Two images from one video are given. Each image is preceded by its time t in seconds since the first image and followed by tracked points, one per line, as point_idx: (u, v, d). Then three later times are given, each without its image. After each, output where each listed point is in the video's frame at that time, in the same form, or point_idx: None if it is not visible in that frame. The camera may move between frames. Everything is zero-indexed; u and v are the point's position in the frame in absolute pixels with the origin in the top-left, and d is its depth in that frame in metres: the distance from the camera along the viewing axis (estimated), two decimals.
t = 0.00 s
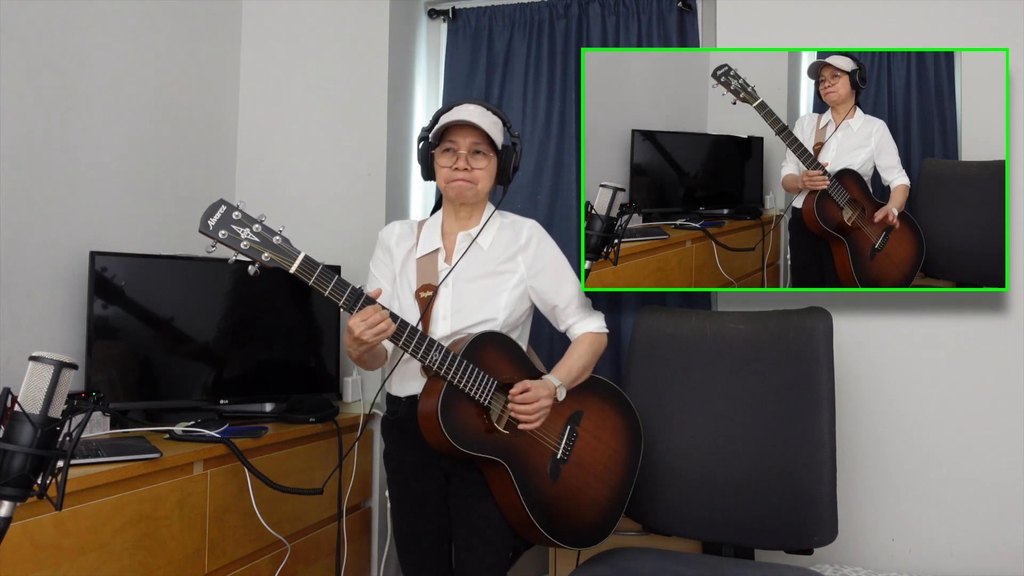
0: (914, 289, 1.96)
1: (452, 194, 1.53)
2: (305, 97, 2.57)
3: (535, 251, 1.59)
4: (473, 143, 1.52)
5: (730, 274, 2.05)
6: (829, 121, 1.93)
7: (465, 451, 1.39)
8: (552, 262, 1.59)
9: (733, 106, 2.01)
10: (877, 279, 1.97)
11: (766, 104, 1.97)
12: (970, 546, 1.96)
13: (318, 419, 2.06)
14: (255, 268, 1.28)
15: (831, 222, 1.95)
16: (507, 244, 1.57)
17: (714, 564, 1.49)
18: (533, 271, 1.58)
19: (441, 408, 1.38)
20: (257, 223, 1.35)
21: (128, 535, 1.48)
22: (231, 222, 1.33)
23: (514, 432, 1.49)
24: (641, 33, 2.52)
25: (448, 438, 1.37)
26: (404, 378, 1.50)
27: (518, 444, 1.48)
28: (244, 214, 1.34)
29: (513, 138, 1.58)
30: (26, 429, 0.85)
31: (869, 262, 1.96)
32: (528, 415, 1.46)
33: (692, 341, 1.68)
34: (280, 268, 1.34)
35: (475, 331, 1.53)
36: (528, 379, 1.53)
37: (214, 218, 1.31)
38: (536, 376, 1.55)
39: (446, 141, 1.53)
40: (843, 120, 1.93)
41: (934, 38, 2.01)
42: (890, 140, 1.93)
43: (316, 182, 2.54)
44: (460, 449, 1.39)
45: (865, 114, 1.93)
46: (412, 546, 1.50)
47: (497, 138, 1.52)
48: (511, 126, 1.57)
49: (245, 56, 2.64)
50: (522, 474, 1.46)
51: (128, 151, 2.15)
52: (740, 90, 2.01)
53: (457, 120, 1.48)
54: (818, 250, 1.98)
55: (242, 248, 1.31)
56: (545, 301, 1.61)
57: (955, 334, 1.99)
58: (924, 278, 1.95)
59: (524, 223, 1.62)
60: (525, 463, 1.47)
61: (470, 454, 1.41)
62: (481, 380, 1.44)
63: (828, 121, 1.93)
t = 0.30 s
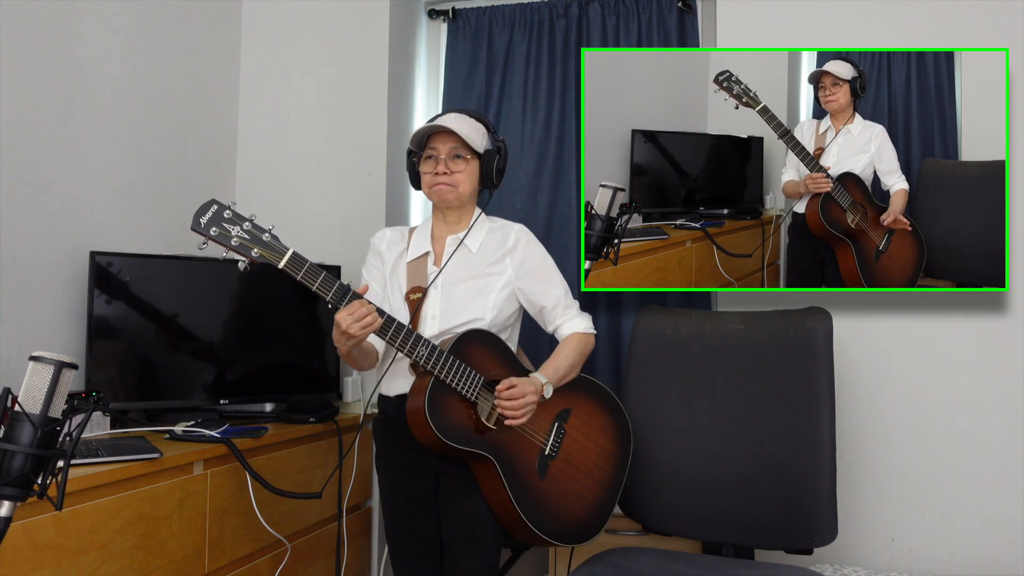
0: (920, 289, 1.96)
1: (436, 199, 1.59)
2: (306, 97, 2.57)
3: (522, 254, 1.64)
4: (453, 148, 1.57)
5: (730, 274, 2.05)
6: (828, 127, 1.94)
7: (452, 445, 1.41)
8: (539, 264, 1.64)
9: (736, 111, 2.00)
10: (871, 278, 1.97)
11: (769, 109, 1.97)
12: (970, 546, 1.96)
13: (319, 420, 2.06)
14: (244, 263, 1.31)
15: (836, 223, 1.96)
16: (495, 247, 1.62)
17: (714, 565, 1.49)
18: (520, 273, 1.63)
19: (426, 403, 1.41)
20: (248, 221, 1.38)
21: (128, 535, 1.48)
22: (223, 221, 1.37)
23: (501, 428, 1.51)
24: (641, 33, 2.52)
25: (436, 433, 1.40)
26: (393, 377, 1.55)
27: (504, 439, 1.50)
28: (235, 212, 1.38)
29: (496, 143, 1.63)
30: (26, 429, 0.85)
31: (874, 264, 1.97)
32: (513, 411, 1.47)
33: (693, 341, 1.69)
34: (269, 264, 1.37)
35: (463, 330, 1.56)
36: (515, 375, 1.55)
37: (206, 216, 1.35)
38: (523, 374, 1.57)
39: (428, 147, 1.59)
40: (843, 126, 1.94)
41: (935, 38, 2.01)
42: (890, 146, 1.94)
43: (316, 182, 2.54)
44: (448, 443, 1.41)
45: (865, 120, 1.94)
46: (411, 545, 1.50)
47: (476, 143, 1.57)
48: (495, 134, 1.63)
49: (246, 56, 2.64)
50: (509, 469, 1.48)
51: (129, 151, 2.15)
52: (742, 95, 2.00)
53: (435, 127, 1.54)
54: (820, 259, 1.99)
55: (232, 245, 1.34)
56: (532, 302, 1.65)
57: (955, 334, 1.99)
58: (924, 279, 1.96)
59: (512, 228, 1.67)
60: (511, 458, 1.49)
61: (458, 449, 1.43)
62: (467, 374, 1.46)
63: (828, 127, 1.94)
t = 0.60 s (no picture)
0: (913, 289, 1.96)
1: (426, 206, 1.59)
2: (305, 98, 2.57)
3: (516, 254, 1.63)
4: (438, 155, 1.57)
5: (730, 274, 2.05)
6: (824, 122, 1.94)
7: (449, 443, 1.42)
8: (533, 264, 1.63)
9: (732, 111, 1.99)
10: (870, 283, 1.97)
11: (764, 109, 1.96)
12: (970, 546, 1.96)
13: (318, 420, 2.06)
14: (243, 263, 1.31)
15: (834, 220, 1.95)
16: (489, 248, 1.62)
17: (714, 565, 1.49)
18: (514, 273, 1.62)
19: (423, 401, 1.42)
20: (246, 222, 1.38)
21: (128, 535, 1.48)
22: (221, 221, 1.37)
23: (497, 426, 1.51)
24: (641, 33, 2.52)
25: (432, 431, 1.40)
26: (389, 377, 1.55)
27: (500, 438, 1.50)
28: (232, 213, 1.38)
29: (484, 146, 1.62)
30: (26, 429, 0.85)
31: (872, 259, 1.96)
32: (509, 416, 1.46)
33: (693, 341, 1.69)
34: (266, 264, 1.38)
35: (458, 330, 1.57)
36: (511, 376, 1.56)
37: (205, 217, 1.35)
38: (519, 376, 1.58)
39: (415, 155, 1.59)
40: (838, 121, 1.94)
41: (935, 37, 2.01)
42: (886, 139, 1.94)
43: (317, 182, 2.54)
44: (444, 442, 1.41)
45: (860, 114, 1.95)
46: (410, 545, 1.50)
47: (460, 149, 1.56)
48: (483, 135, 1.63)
49: (245, 56, 2.64)
50: (506, 468, 1.49)
51: (129, 151, 2.15)
52: (738, 95, 1.99)
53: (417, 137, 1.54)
54: (819, 254, 1.99)
55: (230, 245, 1.34)
56: (526, 302, 1.64)
57: (955, 334, 1.99)
58: (924, 279, 1.95)
59: (506, 229, 1.66)
60: (507, 457, 1.50)
61: (455, 447, 1.43)
62: (462, 373, 1.47)
63: (823, 122, 1.94)
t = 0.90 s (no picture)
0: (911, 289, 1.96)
1: (418, 214, 1.60)
2: (305, 98, 2.57)
3: (512, 251, 1.63)
4: (424, 163, 1.56)
5: (730, 274, 2.05)
6: (817, 124, 1.94)
7: (449, 438, 1.42)
8: (528, 262, 1.63)
9: (726, 116, 2.01)
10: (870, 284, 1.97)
11: (759, 111, 1.96)
12: (970, 546, 1.96)
13: (318, 420, 2.06)
14: (245, 262, 1.31)
15: (832, 220, 1.95)
16: (484, 246, 1.62)
17: (714, 565, 1.49)
18: (510, 271, 1.62)
19: (423, 397, 1.42)
20: (249, 221, 1.38)
21: (129, 535, 1.48)
22: (224, 220, 1.37)
23: (497, 422, 1.52)
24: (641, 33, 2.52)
25: (433, 427, 1.41)
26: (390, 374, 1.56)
27: (500, 433, 1.51)
28: (236, 211, 1.37)
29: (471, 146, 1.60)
30: (26, 429, 0.85)
31: (872, 257, 1.96)
32: (507, 409, 1.46)
33: (692, 340, 1.69)
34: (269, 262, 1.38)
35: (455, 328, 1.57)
36: (509, 372, 1.56)
37: (208, 217, 1.35)
38: (516, 372, 1.57)
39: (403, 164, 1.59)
40: (832, 122, 1.94)
41: (935, 37, 2.01)
42: (880, 138, 1.93)
43: (317, 182, 2.54)
44: (445, 437, 1.42)
45: (853, 115, 1.94)
46: (411, 543, 1.50)
47: (444, 156, 1.54)
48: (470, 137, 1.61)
49: (245, 56, 2.64)
50: (506, 462, 1.49)
51: (129, 151, 2.15)
52: (732, 99, 1.99)
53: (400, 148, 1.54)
54: (817, 253, 1.99)
55: (234, 244, 1.35)
56: (522, 300, 1.64)
57: (955, 334, 1.99)
58: (923, 278, 1.95)
59: (501, 228, 1.66)
60: (507, 451, 1.50)
61: (455, 442, 1.44)
62: (462, 369, 1.47)
63: (816, 124, 1.94)
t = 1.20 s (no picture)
0: (910, 289, 1.96)
1: (414, 219, 1.60)
2: (305, 97, 2.57)
3: (509, 254, 1.63)
4: (418, 170, 1.55)
5: (730, 274, 2.05)
6: (814, 123, 1.95)
7: (448, 438, 1.42)
8: (525, 264, 1.63)
9: (722, 115, 2.00)
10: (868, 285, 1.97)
11: (755, 111, 1.96)
12: (970, 546, 1.96)
13: (318, 420, 2.06)
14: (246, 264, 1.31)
15: (828, 220, 1.95)
16: (482, 249, 1.62)
17: (715, 565, 1.49)
18: (507, 274, 1.62)
19: (422, 399, 1.42)
20: (249, 223, 1.38)
21: (129, 535, 1.48)
22: (224, 224, 1.37)
23: (496, 423, 1.52)
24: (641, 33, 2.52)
25: (432, 427, 1.41)
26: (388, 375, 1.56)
27: (499, 433, 1.51)
28: (236, 215, 1.37)
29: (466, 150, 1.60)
30: (26, 429, 0.85)
31: (866, 256, 1.96)
32: (505, 411, 1.47)
33: (692, 340, 1.69)
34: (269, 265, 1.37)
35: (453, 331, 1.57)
36: (506, 372, 1.56)
37: (209, 219, 1.35)
38: (513, 373, 1.58)
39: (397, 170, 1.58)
40: (828, 121, 1.95)
41: (935, 37, 2.01)
42: (876, 136, 1.94)
43: (317, 182, 2.54)
44: (444, 438, 1.42)
45: (849, 113, 1.95)
46: (411, 544, 1.50)
47: (437, 162, 1.54)
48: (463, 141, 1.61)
49: (245, 56, 2.64)
50: (505, 462, 1.49)
51: (129, 151, 2.15)
52: (727, 99, 1.98)
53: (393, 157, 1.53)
54: (814, 251, 1.99)
55: (234, 246, 1.34)
56: (520, 302, 1.64)
57: (955, 334, 1.99)
58: (924, 279, 1.96)
59: (498, 231, 1.66)
60: (505, 452, 1.50)
61: (454, 442, 1.44)
62: (461, 370, 1.48)
63: (813, 123, 1.95)
